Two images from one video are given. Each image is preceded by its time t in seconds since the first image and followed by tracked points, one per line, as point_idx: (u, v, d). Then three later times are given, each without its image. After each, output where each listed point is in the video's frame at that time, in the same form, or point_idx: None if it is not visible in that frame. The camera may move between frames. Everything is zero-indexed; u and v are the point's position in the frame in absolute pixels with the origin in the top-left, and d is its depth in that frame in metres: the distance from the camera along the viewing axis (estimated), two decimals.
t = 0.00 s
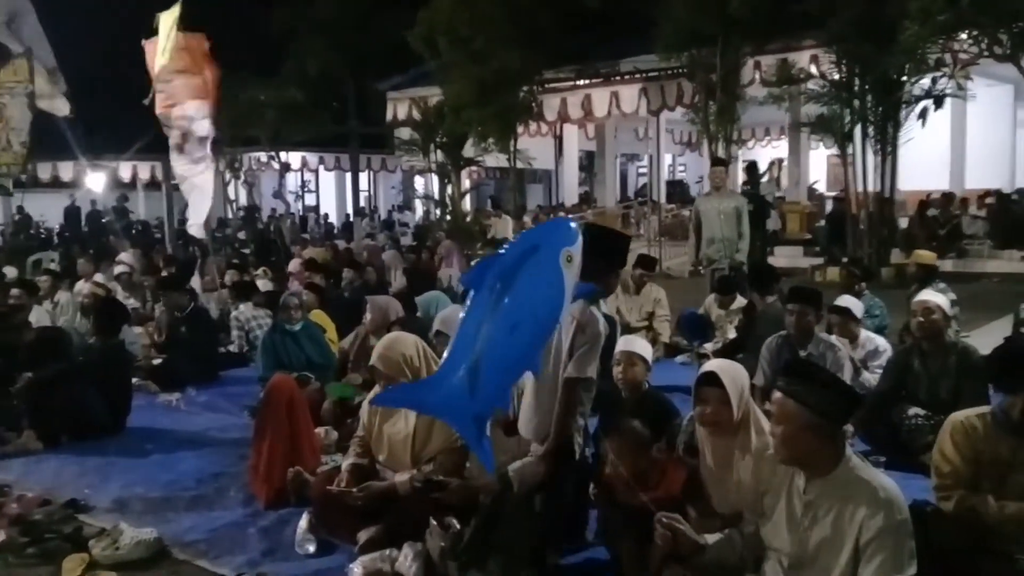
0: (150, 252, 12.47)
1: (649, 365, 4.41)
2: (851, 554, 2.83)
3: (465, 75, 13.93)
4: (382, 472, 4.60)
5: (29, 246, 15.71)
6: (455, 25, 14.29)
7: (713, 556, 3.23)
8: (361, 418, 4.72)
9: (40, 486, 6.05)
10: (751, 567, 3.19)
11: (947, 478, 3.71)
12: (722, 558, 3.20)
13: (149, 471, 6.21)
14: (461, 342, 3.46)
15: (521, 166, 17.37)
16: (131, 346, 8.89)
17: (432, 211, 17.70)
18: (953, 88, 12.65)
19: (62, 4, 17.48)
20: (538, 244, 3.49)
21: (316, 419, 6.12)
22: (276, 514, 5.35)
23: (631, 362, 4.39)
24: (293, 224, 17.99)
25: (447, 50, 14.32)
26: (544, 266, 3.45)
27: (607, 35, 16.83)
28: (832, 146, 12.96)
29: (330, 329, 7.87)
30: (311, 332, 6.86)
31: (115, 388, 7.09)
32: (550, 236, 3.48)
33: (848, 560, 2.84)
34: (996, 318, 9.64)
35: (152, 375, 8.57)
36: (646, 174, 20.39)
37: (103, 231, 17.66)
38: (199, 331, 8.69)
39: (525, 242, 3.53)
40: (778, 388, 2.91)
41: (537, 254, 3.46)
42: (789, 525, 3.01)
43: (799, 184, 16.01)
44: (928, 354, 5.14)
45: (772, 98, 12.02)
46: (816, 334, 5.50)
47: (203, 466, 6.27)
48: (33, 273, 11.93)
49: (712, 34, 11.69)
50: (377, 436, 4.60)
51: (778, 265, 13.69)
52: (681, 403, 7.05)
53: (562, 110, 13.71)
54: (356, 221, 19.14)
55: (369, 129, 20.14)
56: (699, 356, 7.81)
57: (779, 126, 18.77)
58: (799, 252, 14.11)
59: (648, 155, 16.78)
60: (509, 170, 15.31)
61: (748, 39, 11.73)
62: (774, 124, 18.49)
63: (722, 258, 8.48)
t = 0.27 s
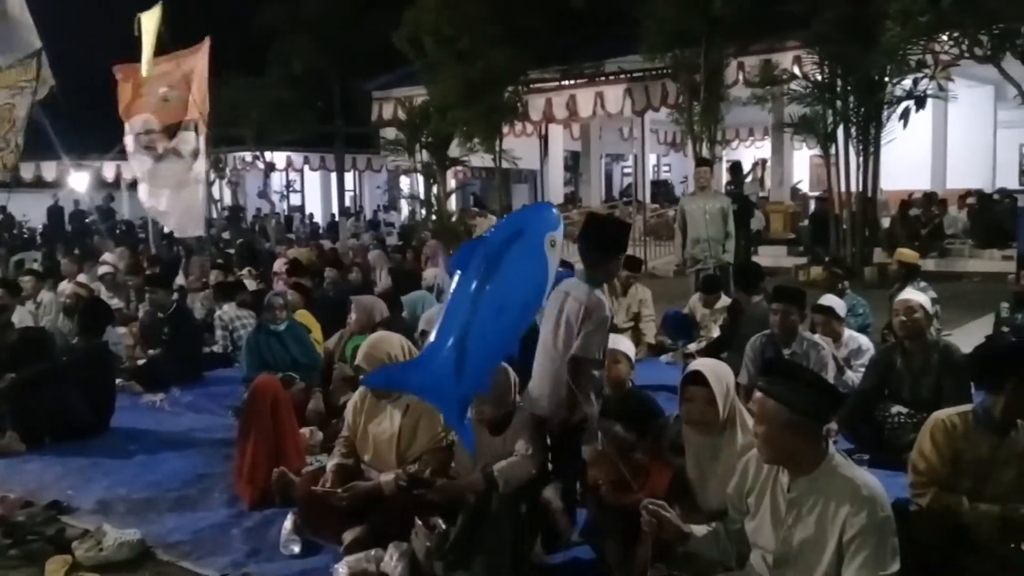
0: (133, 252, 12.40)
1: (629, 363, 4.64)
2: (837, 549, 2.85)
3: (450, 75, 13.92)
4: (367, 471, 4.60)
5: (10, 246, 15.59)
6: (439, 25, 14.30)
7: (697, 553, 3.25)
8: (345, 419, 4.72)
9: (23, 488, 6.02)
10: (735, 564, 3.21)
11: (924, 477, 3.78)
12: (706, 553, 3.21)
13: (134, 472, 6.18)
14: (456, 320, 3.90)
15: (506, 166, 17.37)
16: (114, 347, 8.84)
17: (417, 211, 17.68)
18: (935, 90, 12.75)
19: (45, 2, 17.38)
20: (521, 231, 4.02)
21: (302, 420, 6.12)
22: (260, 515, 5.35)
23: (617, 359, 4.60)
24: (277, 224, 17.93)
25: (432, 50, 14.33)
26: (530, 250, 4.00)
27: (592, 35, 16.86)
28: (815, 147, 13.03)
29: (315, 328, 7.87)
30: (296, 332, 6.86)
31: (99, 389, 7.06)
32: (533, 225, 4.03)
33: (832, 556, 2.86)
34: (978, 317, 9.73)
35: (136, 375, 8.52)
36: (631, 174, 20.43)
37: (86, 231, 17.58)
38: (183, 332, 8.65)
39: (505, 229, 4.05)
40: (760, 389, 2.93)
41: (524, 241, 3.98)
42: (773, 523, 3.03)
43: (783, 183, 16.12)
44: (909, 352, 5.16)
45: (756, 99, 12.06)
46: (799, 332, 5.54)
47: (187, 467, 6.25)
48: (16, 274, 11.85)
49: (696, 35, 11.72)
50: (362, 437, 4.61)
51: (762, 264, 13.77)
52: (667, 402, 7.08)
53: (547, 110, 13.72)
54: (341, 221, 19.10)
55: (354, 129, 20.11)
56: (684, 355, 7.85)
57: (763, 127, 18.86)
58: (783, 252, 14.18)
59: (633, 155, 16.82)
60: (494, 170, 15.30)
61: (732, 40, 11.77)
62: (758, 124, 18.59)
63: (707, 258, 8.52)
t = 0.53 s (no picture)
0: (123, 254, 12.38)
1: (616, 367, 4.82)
2: (828, 548, 2.86)
3: (441, 77, 13.92)
4: (358, 474, 4.59)
5: None
6: (430, 27, 14.32)
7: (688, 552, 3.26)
8: (337, 422, 4.71)
9: (12, 491, 6.00)
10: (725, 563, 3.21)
11: (908, 475, 3.59)
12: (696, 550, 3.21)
13: (124, 476, 6.16)
14: (448, 305, 3.75)
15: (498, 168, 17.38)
16: (104, 350, 8.82)
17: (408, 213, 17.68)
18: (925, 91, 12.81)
19: (35, 5, 17.31)
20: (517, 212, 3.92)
21: (293, 423, 6.10)
22: (251, 518, 5.33)
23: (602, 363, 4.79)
24: (268, 226, 17.90)
25: (423, 52, 14.33)
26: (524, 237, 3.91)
27: (583, 37, 16.89)
28: (805, 148, 13.07)
29: (307, 331, 7.86)
30: (287, 334, 6.84)
31: (89, 391, 7.03)
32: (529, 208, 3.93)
33: (823, 556, 2.87)
34: (968, 317, 9.76)
35: (126, 378, 8.50)
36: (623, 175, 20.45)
37: (77, 234, 17.52)
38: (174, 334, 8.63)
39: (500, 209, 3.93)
40: (749, 391, 2.94)
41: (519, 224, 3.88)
42: (765, 524, 3.03)
43: (774, 185, 16.17)
44: (900, 354, 5.15)
45: (746, 101, 12.10)
46: (790, 333, 5.55)
47: (178, 470, 6.23)
48: (6, 276, 11.81)
49: (687, 37, 11.75)
50: (353, 440, 4.60)
51: (753, 265, 13.80)
52: (658, 403, 7.09)
53: (538, 112, 13.73)
54: (332, 223, 19.08)
55: (345, 131, 20.10)
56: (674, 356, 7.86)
57: (754, 128, 18.90)
58: (774, 253, 14.23)
59: (624, 157, 16.85)
60: (486, 172, 15.29)
61: (722, 42, 11.79)
62: (749, 126, 18.64)
63: (699, 260, 8.53)
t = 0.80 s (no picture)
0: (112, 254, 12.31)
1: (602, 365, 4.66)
2: (816, 547, 2.86)
3: (432, 76, 13.89)
4: (348, 473, 4.59)
5: None
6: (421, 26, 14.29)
7: (678, 551, 3.27)
8: (326, 422, 4.71)
9: None
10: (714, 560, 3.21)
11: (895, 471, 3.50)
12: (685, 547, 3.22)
13: (112, 476, 6.14)
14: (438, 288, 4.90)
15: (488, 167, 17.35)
16: (92, 350, 8.77)
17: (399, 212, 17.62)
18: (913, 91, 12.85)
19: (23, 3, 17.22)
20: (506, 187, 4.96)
21: (283, 423, 6.10)
22: (240, 517, 5.33)
23: (585, 360, 4.64)
24: (257, 225, 17.83)
25: (414, 51, 14.32)
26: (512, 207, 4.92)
27: (574, 37, 16.88)
28: (795, 148, 13.08)
29: (297, 330, 7.86)
30: (276, 335, 6.84)
31: (77, 392, 7.00)
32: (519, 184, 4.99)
33: (812, 554, 2.87)
34: (956, 317, 9.81)
35: (115, 378, 8.46)
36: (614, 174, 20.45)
37: (65, 233, 17.42)
38: (163, 334, 8.59)
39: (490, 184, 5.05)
40: (737, 390, 2.96)
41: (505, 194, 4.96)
42: (754, 522, 3.03)
43: (763, 184, 16.23)
44: (889, 352, 5.19)
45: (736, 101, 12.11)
46: (780, 333, 5.57)
47: (167, 470, 6.21)
48: None
49: (678, 36, 11.76)
50: (343, 439, 4.60)
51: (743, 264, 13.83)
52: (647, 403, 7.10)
53: (528, 112, 13.72)
54: (322, 222, 19.03)
55: (335, 130, 20.05)
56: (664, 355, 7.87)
57: (745, 128, 18.93)
58: (764, 252, 14.25)
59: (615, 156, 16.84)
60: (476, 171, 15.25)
61: (712, 42, 11.80)
62: (739, 126, 18.70)
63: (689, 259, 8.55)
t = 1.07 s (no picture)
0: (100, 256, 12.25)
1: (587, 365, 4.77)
2: (806, 545, 2.88)
3: (421, 77, 13.89)
4: (338, 475, 4.56)
5: None
6: (410, 26, 14.28)
7: (669, 551, 3.25)
8: (316, 423, 4.69)
9: None
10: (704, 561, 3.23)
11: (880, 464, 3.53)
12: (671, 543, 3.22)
13: (101, 478, 6.11)
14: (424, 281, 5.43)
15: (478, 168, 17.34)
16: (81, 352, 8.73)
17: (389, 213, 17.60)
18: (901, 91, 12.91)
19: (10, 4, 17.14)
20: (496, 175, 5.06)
21: (273, 425, 6.07)
22: (230, 520, 5.31)
23: (571, 362, 4.73)
24: (247, 227, 17.78)
25: (403, 52, 14.30)
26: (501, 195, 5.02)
27: (563, 37, 16.90)
28: (784, 148, 13.13)
29: (285, 332, 7.84)
30: (266, 337, 6.80)
31: (65, 394, 6.97)
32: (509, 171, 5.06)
33: (801, 552, 2.89)
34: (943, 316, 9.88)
35: (103, 380, 8.43)
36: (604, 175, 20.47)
37: (52, 235, 17.33)
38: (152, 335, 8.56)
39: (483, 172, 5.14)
40: (728, 390, 2.96)
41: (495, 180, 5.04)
42: (743, 520, 3.04)
43: (752, 185, 16.30)
44: (877, 352, 5.21)
45: (725, 101, 12.14)
46: (770, 333, 5.62)
47: (156, 472, 6.19)
48: None
49: (666, 37, 11.78)
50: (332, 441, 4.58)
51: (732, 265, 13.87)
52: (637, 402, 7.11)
53: (518, 112, 13.73)
54: (312, 224, 18.99)
55: (324, 131, 20.01)
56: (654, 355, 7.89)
57: (734, 128, 18.97)
58: (753, 252, 14.29)
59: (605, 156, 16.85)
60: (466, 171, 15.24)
61: (701, 42, 11.83)
62: (727, 126, 18.75)
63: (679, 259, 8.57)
